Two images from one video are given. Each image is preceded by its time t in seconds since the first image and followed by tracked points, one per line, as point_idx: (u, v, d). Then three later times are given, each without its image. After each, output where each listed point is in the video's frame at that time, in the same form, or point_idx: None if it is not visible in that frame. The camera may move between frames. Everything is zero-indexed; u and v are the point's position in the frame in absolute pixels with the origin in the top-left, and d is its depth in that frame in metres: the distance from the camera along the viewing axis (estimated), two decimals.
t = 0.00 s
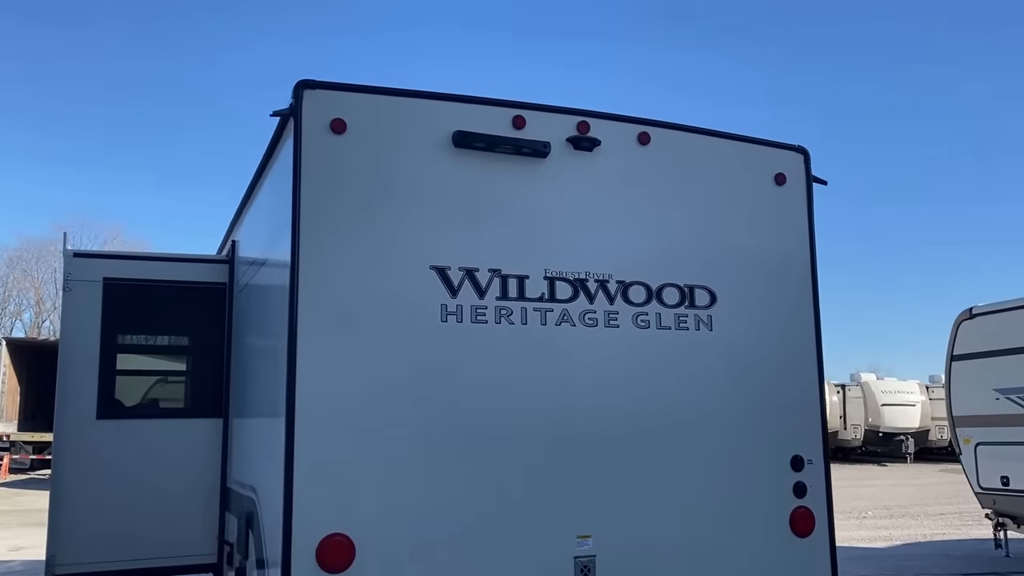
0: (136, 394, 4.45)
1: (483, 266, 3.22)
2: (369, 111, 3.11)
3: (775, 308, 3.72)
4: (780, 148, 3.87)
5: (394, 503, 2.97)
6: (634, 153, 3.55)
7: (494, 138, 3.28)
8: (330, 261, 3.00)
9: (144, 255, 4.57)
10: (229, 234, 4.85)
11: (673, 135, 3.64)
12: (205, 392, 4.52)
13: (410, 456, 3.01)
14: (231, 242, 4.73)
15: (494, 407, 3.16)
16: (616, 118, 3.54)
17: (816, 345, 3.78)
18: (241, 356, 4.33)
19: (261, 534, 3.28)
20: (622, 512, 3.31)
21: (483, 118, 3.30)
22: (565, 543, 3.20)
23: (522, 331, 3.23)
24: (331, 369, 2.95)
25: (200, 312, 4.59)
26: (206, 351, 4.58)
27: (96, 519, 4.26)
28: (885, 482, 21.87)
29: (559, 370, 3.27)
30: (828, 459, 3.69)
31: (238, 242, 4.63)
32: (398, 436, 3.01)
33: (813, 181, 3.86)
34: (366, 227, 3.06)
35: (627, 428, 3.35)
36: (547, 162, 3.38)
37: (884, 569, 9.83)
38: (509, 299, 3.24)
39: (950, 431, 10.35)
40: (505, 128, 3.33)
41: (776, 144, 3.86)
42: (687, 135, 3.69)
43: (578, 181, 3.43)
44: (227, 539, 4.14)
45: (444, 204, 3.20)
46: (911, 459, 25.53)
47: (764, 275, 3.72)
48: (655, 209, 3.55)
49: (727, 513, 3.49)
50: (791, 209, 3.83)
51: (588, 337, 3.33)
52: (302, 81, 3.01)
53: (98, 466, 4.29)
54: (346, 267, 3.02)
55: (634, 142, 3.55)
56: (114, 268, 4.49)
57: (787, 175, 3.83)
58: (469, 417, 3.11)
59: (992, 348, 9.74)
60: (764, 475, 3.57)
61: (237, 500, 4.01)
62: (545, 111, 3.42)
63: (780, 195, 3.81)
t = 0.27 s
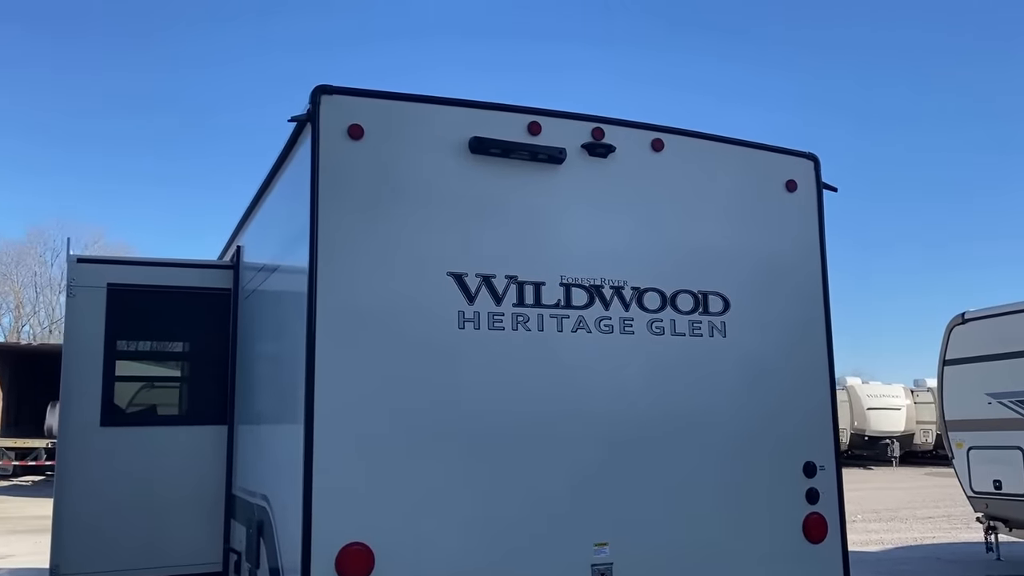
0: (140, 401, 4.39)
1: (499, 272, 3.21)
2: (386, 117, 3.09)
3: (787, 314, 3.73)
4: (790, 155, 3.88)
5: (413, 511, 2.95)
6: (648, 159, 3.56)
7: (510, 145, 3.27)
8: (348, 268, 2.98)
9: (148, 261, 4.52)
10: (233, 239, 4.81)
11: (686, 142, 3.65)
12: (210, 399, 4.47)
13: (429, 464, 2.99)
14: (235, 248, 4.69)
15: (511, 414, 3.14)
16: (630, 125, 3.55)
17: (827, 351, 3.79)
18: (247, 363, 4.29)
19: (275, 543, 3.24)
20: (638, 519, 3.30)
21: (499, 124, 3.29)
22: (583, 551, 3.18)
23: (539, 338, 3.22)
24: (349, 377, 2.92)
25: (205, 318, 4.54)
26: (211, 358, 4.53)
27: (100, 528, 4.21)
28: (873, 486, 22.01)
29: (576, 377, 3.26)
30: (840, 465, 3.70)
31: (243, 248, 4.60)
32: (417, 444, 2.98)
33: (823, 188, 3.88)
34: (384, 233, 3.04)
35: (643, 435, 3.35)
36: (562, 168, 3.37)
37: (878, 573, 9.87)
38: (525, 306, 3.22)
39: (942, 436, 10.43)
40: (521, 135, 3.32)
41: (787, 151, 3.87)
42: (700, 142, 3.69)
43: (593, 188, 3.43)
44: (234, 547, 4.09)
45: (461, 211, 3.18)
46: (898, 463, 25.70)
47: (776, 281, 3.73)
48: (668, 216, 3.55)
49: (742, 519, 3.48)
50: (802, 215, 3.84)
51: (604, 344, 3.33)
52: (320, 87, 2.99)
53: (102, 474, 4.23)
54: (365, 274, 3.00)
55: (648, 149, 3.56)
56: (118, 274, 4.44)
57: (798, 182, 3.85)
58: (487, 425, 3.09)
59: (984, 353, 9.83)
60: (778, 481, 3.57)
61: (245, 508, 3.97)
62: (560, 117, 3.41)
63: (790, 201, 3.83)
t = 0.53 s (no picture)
0: (146, 401, 4.37)
1: (515, 274, 3.21)
2: (405, 118, 3.09)
3: (799, 317, 3.74)
4: (802, 160, 3.91)
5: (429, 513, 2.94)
6: (662, 162, 3.57)
7: (527, 147, 3.27)
8: (366, 269, 2.97)
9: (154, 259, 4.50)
10: (241, 239, 4.79)
11: (699, 145, 3.66)
12: (217, 400, 4.45)
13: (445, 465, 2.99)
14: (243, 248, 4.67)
15: (527, 416, 3.14)
16: (644, 128, 3.56)
17: (838, 355, 3.81)
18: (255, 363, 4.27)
19: (288, 543, 3.24)
20: (651, 522, 3.30)
21: (516, 125, 3.29)
22: (597, 553, 3.19)
23: (555, 340, 3.22)
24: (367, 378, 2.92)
25: (212, 318, 4.52)
26: (218, 358, 4.51)
27: (105, 529, 4.21)
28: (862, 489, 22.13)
29: (591, 379, 3.27)
30: (849, 468, 3.71)
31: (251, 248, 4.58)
32: (433, 446, 2.98)
33: (834, 193, 3.91)
34: (402, 234, 3.04)
35: (656, 437, 3.35)
36: (578, 170, 3.38)
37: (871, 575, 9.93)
38: (541, 308, 3.23)
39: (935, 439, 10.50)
40: (537, 137, 3.33)
41: (798, 155, 3.89)
42: (713, 145, 3.71)
43: (608, 190, 3.44)
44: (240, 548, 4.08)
45: (478, 212, 3.18)
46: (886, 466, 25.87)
47: (787, 285, 3.75)
48: (682, 219, 3.57)
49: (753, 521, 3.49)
50: (813, 220, 3.87)
51: (619, 346, 3.33)
52: (340, 87, 2.99)
53: (107, 474, 4.22)
54: (383, 275, 2.99)
55: (663, 152, 3.57)
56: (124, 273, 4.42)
57: (809, 186, 3.87)
58: (503, 426, 3.09)
59: (977, 357, 9.90)
60: (789, 484, 3.58)
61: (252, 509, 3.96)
62: (576, 119, 3.42)
63: (802, 206, 3.85)
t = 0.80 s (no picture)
0: (155, 394, 4.36)
1: (534, 270, 3.23)
2: (427, 113, 3.10)
3: (808, 315, 3.79)
4: (813, 159, 3.95)
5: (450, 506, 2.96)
6: (678, 160, 3.60)
7: (547, 143, 3.30)
8: (389, 263, 2.99)
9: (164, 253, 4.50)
10: (250, 232, 4.79)
11: (713, 144, 3.70)
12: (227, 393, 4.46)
13: (466, 459, 3.01)
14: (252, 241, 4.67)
15: (545, 410, 3.16)
16: (660, 127, 3.59)
17: (847, 353, 3.85)
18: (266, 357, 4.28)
19: (306, 536, 3.26)
20: (667, 516, 3.34)
21: (535, 122, 3.31)
22: (614, 546, 3.22)
23: (572, 335, 3.25)
24: (390, 372, 2.93)
25: (221, 311, 4.52)
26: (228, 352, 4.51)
27: (115, 523, 4.20)
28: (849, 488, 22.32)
29: (608, 374, 3.29)
30: (858, 464, 3.76)
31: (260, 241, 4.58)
32: (454, 439, 3.00)
33: (844, 192, 3.95)
34: (423, 229, 3.06)
35: (671, 432, 3.39)
36: (596, 167, 3.40)
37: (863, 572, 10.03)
38: (559, 303, 3.25)
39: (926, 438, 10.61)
40: (556, 133, 3.35)
41: (810, 155, 3.94)
42: (727, 144, 3.74)
43: (625, 188, 3.47)
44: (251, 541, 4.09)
45: (498, 207, 3.20)
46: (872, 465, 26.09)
47: (798, 283, 3.79)
48: (697, 217, 3.60)
49: (765, 516, 3.53)
50: (823, 219, 3.92)
51: (635, 342, 3.36)
52: (364, 81, 3.00)
53: (117, 467, 4.22)
54: (405, 269, 3.01)
55: (678, 150, 3.60)
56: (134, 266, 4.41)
57: (820, 186, 3.92)
58: (523, 421, 3.12)
59: (969, 357, 10.01)
60: (800, 480, 3.63)
61: (265, 502, 3.97)
62: (594, 117, 3.44)
63: (813, 205, 3.90)
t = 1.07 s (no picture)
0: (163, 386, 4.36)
1: (551, 264, 3.27)
2: (447, 108, 3.13)
3: (814, 309, 3.86)
4: (818, 156, 4.02)
5: (470, 497, 3.00)
6: (689, 157, 3.65)
7: (563, 139, 3.33)
8: (410, 257, 3.02)
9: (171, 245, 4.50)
10: (256, 225, 4.80)
11: (724, 140, 3.75)
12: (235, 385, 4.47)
13: (486, 450, 3.05)
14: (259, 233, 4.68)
15: (562, 403, 3.21)
16: (673, 123, 3.63)
17: (851, 346, 3.93)
18: (275, 349, 4.30)
19: (323, 527, 3.28)
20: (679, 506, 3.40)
21: (551, 118, 3.35)
22: (628, 536, 3.27)
23: (588, 329, 3.29)
24: (411, 364, 2.97)
25: (229, 303, 4.51)
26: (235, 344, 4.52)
27: (123, 513, 4.20)
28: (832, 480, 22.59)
29: (622, 367, 3.34)
30: (862, 456, 3.84)
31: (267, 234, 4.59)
32: (473, 431, 3.03)
33: (849, 189, 4.03)
34: (443, 224, 3.09)
35: (683, 425, 3.44)
36: (610, 163, 3.45)
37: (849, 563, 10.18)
38: (575, 297, 3.29)
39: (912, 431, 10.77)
40: (571, 129, 3.39)
41: (816, 151, 4.01)
42: (737, 140, 3.80)
43: (638, 183, 3.51)
44: (261, 531, 4.12)
45: (516, 202, 3.24)
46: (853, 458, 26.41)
47: (804, 278, 3.86)
48: (708, 212, 3.65)
49: (773, 507, 3.60)
50: (828, 215, 3.99)
51: (649, 336, 3.41)
52: (385, 76, 3.02)
53: (125, 459, 4.22)
54: (426, 263, 3.04)
55: (689, 146, 3.65)
56: (142, 258, 4.41)
57: (826, 182, 3.99)
58: (541, 413, 3.16)
59: (955, 351, 10.17)
60: (806, 471, 3.70)
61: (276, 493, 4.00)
62: (608, 113, 3.48)
63: (819, 201, 3.96)
